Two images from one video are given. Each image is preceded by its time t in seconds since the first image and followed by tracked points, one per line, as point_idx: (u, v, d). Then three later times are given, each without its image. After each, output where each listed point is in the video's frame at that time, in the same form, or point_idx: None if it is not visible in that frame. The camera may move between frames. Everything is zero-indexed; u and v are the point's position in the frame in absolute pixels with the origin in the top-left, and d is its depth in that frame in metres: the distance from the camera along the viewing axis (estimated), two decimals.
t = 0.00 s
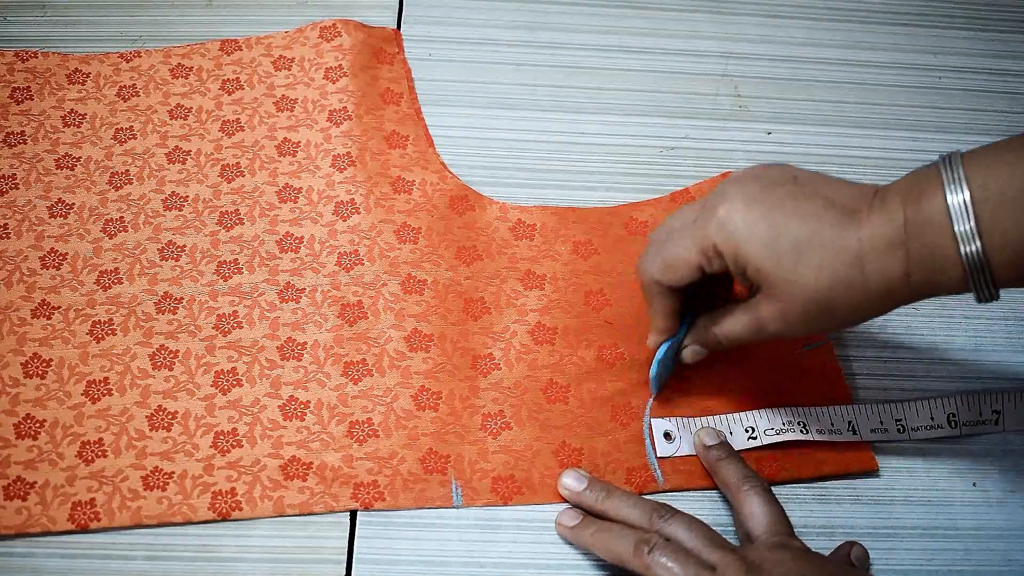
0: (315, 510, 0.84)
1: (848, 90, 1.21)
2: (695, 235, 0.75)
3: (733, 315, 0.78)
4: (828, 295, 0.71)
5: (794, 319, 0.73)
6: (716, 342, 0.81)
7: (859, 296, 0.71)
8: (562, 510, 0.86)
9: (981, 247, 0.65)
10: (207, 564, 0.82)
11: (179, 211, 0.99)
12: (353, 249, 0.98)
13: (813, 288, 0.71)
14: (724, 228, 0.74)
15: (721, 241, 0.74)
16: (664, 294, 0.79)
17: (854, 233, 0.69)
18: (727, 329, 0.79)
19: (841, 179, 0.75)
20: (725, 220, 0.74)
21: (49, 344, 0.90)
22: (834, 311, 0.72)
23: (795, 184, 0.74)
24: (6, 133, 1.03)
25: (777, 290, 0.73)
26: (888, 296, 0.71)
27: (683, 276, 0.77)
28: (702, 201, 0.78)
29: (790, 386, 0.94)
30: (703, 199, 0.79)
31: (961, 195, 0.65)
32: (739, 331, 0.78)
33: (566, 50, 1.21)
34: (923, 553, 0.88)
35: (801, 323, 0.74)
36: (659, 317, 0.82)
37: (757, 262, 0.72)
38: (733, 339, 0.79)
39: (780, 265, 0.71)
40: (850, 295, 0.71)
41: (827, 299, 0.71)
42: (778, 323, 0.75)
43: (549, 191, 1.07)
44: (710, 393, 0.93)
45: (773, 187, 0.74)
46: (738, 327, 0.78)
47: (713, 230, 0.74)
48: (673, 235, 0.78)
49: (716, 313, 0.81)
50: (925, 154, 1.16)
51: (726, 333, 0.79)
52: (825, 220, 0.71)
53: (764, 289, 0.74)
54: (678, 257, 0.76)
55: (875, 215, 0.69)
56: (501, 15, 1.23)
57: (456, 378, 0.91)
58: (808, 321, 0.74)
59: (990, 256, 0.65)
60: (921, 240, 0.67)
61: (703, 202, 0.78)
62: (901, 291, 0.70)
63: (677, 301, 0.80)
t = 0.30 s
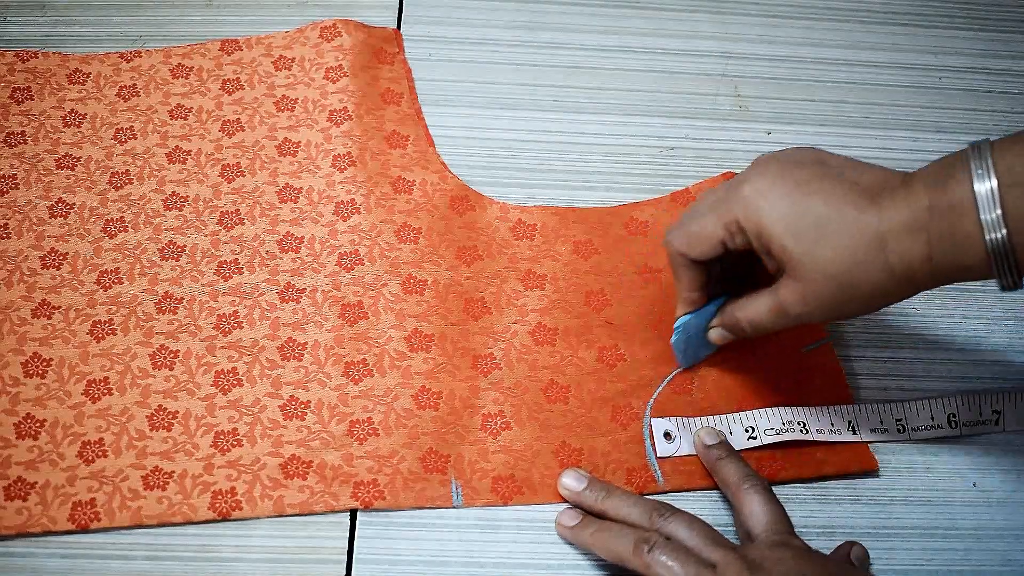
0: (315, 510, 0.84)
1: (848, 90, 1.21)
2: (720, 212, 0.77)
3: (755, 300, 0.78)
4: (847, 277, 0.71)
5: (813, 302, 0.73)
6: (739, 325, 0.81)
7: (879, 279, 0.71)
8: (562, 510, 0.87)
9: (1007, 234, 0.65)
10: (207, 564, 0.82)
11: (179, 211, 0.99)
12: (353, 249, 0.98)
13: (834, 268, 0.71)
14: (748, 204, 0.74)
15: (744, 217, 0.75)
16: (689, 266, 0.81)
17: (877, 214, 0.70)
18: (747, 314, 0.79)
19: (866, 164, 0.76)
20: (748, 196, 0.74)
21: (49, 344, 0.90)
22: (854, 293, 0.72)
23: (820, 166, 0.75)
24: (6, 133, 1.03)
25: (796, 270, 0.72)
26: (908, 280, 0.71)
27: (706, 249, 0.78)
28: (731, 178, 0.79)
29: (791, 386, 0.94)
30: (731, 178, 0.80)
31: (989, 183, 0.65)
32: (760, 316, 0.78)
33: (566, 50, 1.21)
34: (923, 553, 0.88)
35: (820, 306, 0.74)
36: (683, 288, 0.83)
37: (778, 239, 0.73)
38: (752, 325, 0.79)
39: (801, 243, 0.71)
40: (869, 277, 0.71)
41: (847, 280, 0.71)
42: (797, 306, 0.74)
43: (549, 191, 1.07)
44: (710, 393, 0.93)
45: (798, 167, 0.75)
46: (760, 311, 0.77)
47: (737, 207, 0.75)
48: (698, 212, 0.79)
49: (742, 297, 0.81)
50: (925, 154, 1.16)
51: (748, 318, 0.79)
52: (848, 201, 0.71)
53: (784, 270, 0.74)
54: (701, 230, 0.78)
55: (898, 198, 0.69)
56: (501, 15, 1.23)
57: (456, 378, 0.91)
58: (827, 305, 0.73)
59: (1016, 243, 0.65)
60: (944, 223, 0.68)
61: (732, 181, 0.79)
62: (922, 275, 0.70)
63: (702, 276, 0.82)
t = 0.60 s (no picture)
0: (315, 510, 0.84)
1: (848, 90, 1.21)
2: (745, 202, 0.79)
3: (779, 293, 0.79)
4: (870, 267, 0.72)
5: (836, 292, 0.74)
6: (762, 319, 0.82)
7: (903, 270, 0.71)
8: (562, 509, 0.87)
9: None
10: (207, 564, 0.82)
11: (179, 211, 0.99)
12: (353, 249, 0.98)
13: (856, 257, 0.72)
14: (773, 195, 0.76)
15: (769, 207, 0.77)
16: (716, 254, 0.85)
17: (902, 204, 0.70)
18: (771, 306, 0.80)
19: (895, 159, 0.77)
20: (773, 187, 0.76)
21: (49, 344, 0.90)
22: (878, 284, 0.73)
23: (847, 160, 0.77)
24: (6, 133, 1.03)
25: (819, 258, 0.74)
26: (933, 273, 0.71)
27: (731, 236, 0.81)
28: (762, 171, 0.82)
29: (791, 386, 0.94)
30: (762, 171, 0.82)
31: (1018, 179, 0.66)
32: (784, 308, 0.78)
33: (567, 50, 1.21)
34: (923, 553, 0.88)
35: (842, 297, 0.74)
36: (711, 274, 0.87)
37: (801, 228, 0.74)
38: (776, 319, 0.80)
39: (823, 231, 0.73)
40: (893, 268, 0.71)
41: (870, 270, 0.72)
42: (821, 296, 0.75)
43: (549, 191, 1.08)
44: (711, 393, 0.93)
45: (825, 160, 0.77)
46: (784, 303, 0.78)
47: (762, 198, 0.77)
48: (725, 203, 0.82)
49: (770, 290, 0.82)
50: (925, 154, 1.16)
51: (773, 310, 0.80)
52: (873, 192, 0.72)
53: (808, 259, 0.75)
54: (727, 218, 0.81)
55: (923, 191, 0.70)
56: (501, 15, 1.23)
57: (457, 378, 0.91)
58: (850, 296, 0.74)
59: None
60: (970, 216, 0.68)
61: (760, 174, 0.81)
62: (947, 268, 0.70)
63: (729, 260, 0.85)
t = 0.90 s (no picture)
0: (315, 510, 0.84)
1: (848, 90, 1.21)
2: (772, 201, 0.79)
3: (805, 291, 0.79)
4: (898, 265, 0.72)
5: (864, 291, 0.74)
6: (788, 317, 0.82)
7: (929, 268, 0.72)
8: (563, 509, 0.87)
9: None
10: (208, 564, 0.82)
11: (179, 211, 0.99)
12: (353, 249, 0.98)
13: (884, 256, 0.72)
14: (801, 194, 0.76)
15: (796, 206, 0.77)
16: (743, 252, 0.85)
17: (930, 204, 0.71)
18: (797, 304, 0.80)
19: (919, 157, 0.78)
20: (801, 185, 0.76)
21: (49, 343, 0.90)
22: (904, 282, 0.73)
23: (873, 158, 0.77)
24: (6, 133, 1.03)
25: (848, 257, 0.74)
26: (959, 271, 0.72)
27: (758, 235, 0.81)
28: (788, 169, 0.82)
29: (791, 386, 0.94)
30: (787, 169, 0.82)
31: None
32: (810, 307, 0.78)
33: (567, 50, 1.21)
34: (922, 552, 0.88)
35: (869, 295, 0.75)
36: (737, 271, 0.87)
37: (830, 227, 0.74)
38: (801, 317, 0.80)
39: (852, 230, 0.73)
40: (920, 266, 0.72)
41: (898, 269, 0.73)
42: (848, 295, 0.75)
43: (549, 191, 1.08)
44: (711, 393, 0.93)
45: (849, 158, 0.77)
46: (811, 302, 0.78)
47: (789, 196, 0.77)
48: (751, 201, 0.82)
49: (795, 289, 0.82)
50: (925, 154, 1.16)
51: (799, 309, 0.79)
52: (900, 191, 0.73)
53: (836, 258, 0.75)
54: (753, 217, 0.81)
55: (950, 190, 0.71)
56: (501, 15, 1.23)
57: (457, 378, 0.91)
58: (876, 294, 0.75)
59: None
60: (997, 214, 0.69)
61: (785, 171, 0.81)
62: (973, 266, 0.71)
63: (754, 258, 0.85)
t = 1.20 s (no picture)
0: (315, 510, 0.84)
1: (848, 90, 1.21)
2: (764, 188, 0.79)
3: (796, 280, 0.78)
4: (893, 261, 0.72)
5: (858, 286, 0.74)
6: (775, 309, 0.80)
7: (926, 265, 0.71)
8: (563, 509, 0.87)
9: None
10: (207, 564, 0.82)
11: (179, 211, 0.99)
12: (353, 249, 0.98)
13: (879, 252, 0.72)
14: (794, 185, 0.76)
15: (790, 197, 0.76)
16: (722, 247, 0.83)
17: (928, 198, 0.70)
18: (786, 295, 0.79)
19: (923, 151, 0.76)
20: (796, 179, 0.76)
21: (49, 344, 0.90)
22: (900, 278, 0.73)
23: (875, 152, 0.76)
24: (6, 133, 1.03)
25: (841, 251, 0.74)
26: (956, 267, 0.71)
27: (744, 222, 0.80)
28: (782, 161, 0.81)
29: (791, 386, 0.94)
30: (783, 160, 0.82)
31: None
32: (801, 298, 0.77)
33: (566, 50, 1.21)
34: (923, 552, 0.88)
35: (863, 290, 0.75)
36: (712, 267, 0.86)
37: (824, 222, 0.74)
38: (791, 309, 0.79)
39: (844, 225, 0.73)
40: (914, 263, 0.72)
41: (893, 266, 0.72)
42: (841, 288, 0.75)
43: (549, 191, 1.07)
44: (710, 394, 0.93)
45: (846, 151, 0.76)
46: (802, 296, 0.77)
47: (782, 188, 0.77)
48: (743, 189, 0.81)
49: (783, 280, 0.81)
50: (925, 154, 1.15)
51: (790, 302, 0.78)
52: (898, 185, 0.72)
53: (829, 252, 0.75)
54: (743, 204, 0.80)
55: (947, 185, 0.70)
56: (501, 15, 1.23)
57: (456, 378, 0.91)
58: (871, 290, 0.75)
59: None
60: (997, 209, 0.68)
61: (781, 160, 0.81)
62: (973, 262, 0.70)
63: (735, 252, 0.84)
